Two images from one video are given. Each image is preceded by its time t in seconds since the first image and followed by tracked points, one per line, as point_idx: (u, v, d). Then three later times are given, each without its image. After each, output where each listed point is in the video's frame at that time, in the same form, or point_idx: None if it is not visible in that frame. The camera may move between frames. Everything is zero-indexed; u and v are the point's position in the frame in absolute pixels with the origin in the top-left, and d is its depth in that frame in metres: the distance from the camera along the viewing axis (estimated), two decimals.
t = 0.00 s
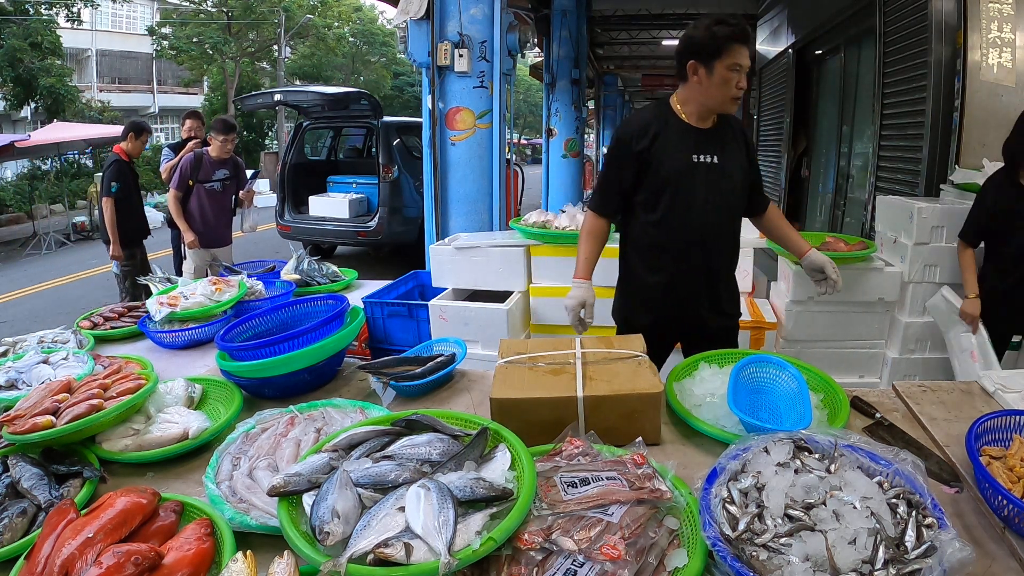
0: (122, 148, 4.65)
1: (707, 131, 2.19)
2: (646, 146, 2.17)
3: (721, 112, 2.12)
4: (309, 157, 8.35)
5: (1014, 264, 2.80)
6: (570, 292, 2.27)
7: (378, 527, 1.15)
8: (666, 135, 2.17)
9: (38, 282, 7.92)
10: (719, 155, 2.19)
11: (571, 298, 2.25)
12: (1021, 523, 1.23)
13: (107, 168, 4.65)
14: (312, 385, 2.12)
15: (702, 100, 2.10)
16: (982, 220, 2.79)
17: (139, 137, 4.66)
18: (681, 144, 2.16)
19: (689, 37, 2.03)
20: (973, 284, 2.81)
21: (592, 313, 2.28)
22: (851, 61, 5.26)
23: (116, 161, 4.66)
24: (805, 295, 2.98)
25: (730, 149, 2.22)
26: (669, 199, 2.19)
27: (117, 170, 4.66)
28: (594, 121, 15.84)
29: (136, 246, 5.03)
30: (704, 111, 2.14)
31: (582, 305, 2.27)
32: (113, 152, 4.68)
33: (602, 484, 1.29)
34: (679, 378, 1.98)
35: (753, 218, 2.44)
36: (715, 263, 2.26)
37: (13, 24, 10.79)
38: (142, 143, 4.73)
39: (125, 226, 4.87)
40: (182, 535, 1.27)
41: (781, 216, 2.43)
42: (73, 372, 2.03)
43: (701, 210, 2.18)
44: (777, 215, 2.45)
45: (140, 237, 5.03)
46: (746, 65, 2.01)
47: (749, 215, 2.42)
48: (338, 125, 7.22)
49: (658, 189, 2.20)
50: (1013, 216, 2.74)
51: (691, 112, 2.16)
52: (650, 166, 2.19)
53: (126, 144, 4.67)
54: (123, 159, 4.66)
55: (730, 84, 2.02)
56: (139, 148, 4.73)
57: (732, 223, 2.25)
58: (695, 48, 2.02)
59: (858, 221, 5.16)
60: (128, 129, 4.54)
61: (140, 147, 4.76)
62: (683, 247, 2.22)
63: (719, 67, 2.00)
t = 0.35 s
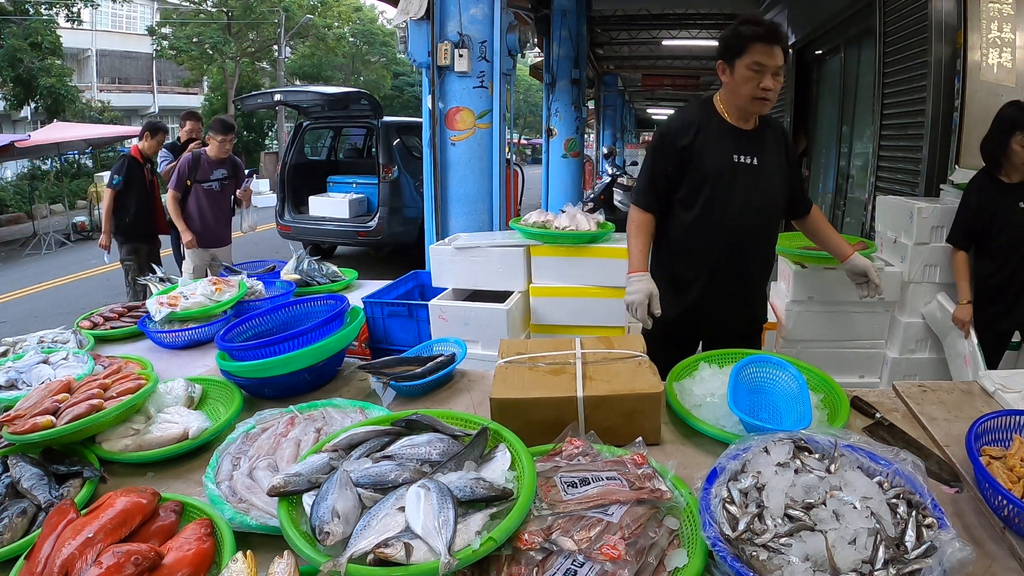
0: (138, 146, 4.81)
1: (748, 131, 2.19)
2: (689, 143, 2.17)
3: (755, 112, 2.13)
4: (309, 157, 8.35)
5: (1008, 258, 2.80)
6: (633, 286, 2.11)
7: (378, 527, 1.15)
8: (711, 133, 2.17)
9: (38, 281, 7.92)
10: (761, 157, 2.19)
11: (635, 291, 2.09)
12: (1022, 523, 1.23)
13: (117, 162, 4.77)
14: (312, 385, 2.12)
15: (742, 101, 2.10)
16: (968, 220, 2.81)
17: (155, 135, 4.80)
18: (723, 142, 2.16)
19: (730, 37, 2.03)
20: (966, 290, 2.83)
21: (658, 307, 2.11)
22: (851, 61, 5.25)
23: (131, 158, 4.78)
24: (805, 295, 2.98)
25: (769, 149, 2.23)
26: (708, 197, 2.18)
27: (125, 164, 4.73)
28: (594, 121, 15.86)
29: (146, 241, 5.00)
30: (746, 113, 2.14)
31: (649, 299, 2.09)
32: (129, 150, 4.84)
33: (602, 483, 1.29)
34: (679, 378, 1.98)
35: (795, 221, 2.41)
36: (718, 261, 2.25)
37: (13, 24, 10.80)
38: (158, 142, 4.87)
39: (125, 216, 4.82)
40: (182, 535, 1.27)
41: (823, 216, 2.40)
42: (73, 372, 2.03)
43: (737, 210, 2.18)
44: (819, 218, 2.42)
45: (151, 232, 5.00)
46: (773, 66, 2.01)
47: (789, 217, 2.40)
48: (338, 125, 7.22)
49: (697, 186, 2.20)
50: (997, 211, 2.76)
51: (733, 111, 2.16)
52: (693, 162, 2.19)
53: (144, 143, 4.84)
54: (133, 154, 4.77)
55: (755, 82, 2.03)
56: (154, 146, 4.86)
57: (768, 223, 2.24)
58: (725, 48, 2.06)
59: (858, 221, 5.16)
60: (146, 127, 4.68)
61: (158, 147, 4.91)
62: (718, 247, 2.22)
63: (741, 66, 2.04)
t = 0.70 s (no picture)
0: (141, 146, 4.80)
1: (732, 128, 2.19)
2: (671, 145, 2.21)
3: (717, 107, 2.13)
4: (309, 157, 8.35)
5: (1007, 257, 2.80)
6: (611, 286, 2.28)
7: (378, 527, 1.15)
8: (693, 134, 2.20)
9: (39, 282, 7.92)
10: (746, 153, 2.19)
11: (613, 292, 2.26)
12: (1022, 523, 1.23)
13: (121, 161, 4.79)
14: (312, 385, 2.12)
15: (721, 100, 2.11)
16: (970, 221, 2.82)
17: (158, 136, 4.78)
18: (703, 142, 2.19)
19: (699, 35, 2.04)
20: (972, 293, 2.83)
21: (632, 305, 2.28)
22: (851, 61, 5.25)
23: (135, 157, 4.78)
24: (805, 295, 2.98)
25: (756, 145, 2.21)
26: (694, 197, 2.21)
27: (127, 163, 4.75)
28: (594, 121, 15.86)
29: (147, 240, 4.98)
30: (724, 110, 2.15)
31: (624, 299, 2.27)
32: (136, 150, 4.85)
33: (602, 483, 1.29)
34: (679, 378, 1.98)
35: (797, 217, 2.40)
36: (718, 261, 2.25)
37: (13, 24, 10.79)
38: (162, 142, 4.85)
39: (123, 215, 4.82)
40: (183, 535, 1.27)
41: (825, 212, 2.38)
42: (73, 372, 2.04)
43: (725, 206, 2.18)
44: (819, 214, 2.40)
45: (153, 232, 5.00)
46: (712, 58, 2.01)
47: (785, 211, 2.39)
48: (338, 125, 7.22)
49: (682, 185, 2.23)
50: (1000, 210, 2.77)
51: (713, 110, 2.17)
52: (677, 165, 2.22)
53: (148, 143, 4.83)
54: (136, 154, 4.78)
55: (699, 77, 2.06)
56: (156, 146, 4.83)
57: (762, 219, 2.23)
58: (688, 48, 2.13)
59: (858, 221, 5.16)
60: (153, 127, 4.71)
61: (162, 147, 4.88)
62: (710, 246, 2.22)
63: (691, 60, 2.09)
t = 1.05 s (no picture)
0: (138, 147, 4.76)
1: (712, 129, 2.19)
2: (650, 150, 2.21)
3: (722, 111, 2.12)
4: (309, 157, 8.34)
5: (1009, 257, 2.80)
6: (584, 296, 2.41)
7: (378, 527, 1.15)
8: (670, 137, 2.20)
9: (38, 281, 7.92)
10: (727, 151, 2.19)
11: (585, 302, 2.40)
12: (1021, 523, 1.23)
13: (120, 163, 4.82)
14: (312, 384, 2.12)
15: (702, 101, 2.11)
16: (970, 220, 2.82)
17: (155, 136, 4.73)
18: (682, 144, 2.19)
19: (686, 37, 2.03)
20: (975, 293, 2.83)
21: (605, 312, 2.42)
22: (851, 61, 5.25)
23: (130, 159, 4.77)
24: (805, 295, 2.98)
25: (736, 144, 2.21)
26: (676, 200, 2.21)
27: (123, 165, 4.75)
28: (594, 121, 15.88)
29: (142, 242, 4.96)
30: (707, 111, 2.14)
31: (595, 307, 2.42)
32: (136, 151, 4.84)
33: (602, 484, 1.29)
34: (679, 378, 1.98)
35: (793, 200, 2.39)
36: (718, 261, 2.25)
37: (13, 24, 10.78)
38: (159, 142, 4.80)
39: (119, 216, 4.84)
40: (183, 535, 1.27)
41: (820, 186, 2.34)
42: (73, 372, 2.04)
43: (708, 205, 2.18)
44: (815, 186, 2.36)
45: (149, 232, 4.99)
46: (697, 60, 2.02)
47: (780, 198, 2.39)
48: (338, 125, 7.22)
49: (665, 189, 2.22)
50: (1002, 210, 2.76)
51: (693, 113, 2.17)
52: (657, 168, 2.22)
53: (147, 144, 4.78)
54: (130, 156, 4.76)
55: (701, 80, 2.05)
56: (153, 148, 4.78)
57: (750, 215, 2.23)
58: (692, 50, 2.02)
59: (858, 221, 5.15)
60: (149, 128, 4.68)
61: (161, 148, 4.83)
62: (705, 245, 2.22)
63: (716, 69, 2.00)
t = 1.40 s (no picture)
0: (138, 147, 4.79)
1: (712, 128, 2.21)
2: (653, 147, 2.19)
3: (725, 110, 2.13)
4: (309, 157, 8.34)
5: (1010, 256, 2.79)
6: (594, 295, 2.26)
7: (378, 527, 1.15)
8: (671, 135, 2.19)
9: (38, 281, 7.92)
10: (725, 150, 2.21)
11: (595, 301, 2.24)
12: (1021, 523, 1.23)
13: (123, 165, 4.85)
14: (312, 385, 2.12)
15: (706, 100, 2.11)
16: (971, 220, 2.82)
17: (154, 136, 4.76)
18: (684, 143, 2.18)
19: (692, 37, 2.01)
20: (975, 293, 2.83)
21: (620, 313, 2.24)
22: (851, 61, 5.25)
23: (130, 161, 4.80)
24: (805, 295, 2.98)
25: (735, 143, 2.23)
26: (678, 199, 2.20)
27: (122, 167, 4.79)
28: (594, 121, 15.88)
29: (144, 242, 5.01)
30: (709, 110, 2.15)
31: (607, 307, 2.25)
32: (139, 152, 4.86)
33: (602, 483, 1.29)
34: (679, 378, 1.98)
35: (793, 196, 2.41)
36: (719, 262, 2.25)
37: (13, 24, 10.78)
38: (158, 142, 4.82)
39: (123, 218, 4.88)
40: (183, 535, 1.27)
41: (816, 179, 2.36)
42: (73, 372, 2.04)
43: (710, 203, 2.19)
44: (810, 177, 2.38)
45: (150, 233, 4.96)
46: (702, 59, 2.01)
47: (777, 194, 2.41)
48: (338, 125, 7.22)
49: (666, 187, 2.21)
50: (1003, 210, 2.76)
51: (695, 111, 2.17)
52: (659, 167, 2.20)
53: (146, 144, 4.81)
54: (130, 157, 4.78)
55: (706, 80, 2.04)
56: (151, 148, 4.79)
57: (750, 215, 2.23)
58: (699, 49, 2.00)
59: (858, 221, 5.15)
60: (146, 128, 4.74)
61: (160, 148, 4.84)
62: (705, 244, 2.22)
63: (724, 68, 2.00)
